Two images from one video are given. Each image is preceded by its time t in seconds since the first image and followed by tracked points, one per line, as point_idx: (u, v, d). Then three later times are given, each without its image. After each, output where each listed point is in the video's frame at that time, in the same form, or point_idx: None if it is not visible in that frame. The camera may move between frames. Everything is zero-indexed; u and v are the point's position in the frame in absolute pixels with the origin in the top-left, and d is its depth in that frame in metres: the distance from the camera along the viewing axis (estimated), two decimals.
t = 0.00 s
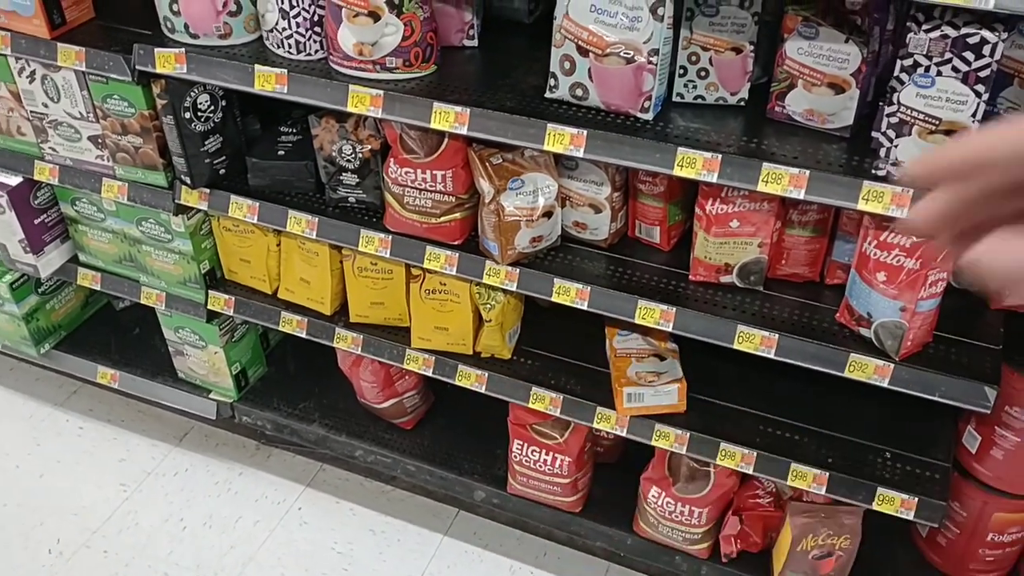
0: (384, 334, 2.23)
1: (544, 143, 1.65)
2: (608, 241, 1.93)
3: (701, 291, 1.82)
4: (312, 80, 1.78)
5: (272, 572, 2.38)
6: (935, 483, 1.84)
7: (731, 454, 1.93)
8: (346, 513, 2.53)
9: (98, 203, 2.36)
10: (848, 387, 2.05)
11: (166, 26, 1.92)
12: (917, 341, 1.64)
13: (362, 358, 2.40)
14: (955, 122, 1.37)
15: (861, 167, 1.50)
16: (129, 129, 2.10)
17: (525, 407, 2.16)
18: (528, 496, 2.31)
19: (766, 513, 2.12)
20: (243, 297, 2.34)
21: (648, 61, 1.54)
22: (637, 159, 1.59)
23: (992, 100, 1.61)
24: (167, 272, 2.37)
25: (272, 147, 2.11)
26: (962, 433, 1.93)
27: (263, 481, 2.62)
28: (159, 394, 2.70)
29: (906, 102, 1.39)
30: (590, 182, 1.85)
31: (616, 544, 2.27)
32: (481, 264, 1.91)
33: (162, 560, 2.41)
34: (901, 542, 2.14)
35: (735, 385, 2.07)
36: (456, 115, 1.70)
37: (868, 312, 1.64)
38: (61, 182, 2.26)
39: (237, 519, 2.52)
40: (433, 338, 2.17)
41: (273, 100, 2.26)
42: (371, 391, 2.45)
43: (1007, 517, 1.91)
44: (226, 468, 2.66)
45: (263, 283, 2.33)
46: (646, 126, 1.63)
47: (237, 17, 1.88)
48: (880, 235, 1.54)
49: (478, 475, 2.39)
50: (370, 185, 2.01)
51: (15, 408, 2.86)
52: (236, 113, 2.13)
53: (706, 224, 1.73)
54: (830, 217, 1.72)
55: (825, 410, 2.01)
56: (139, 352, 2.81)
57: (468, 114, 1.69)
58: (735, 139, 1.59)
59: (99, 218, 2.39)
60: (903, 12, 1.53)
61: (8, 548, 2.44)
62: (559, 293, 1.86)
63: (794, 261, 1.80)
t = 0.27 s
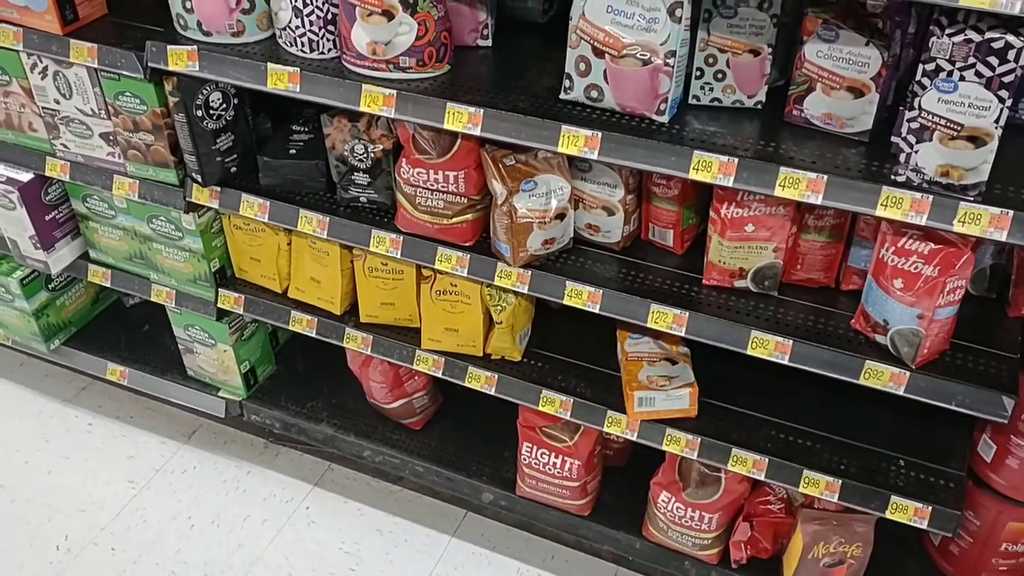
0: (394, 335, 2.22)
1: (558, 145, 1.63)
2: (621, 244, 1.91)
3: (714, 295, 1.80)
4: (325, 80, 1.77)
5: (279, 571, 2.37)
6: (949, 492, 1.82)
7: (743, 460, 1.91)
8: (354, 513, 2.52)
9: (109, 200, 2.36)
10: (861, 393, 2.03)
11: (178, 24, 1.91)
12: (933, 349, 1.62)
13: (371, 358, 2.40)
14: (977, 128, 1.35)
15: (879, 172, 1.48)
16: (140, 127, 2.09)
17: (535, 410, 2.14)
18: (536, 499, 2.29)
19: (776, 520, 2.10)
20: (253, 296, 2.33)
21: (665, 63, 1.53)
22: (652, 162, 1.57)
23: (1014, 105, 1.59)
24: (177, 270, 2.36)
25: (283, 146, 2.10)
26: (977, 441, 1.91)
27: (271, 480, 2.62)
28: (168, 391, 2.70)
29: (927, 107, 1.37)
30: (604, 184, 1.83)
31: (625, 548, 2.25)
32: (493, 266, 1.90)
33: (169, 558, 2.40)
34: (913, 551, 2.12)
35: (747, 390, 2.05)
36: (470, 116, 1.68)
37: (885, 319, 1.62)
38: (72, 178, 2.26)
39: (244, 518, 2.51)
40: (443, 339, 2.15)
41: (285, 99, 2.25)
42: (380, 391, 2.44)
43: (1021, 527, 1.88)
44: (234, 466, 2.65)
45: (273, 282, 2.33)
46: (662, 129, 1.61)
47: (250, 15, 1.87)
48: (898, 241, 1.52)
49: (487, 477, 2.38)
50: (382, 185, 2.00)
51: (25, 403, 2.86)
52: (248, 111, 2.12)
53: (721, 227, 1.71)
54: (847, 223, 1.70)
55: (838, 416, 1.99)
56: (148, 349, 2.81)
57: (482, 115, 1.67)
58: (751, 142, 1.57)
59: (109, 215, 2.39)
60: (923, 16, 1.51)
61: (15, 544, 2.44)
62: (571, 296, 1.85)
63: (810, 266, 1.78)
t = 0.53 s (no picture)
0: (390, 341, 2.20)
1: (554, 150, 1.61)
2: (618, 249, 1.89)
3: (713, 300, 1.78)
4: (318, 84, 1.75)
5: None
6: (951, 499, 1.80)
7: (743, 466, 1.89)
8: (352, 520, 2.50)
9: (102, 206, 2.34)
10: (862, 398, 2.01)
11: (170, 28, 1.89)
12: (935, 355, 1.60)
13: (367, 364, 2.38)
14: (977, 132, 1.33)
15: (879, 177, 1.46)
16: (133, 132, 2.07)
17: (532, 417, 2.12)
18: (535, 505, 2.27)
19: (777, 526, 2.08)
20: (248, 302, 2.31)
21: (662, 67, 1.51)
22: (650, 166, 1.56)
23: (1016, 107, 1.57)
24: (171, 276, 2.34)
25: (277, 151, 2.08)
26: (979, 446, 1.88)
27: (268, 487, 2.60)
28: (163, 398, 2.68)
29: (927, 111, 1.35)
30: (601, 189, 1.81)
31: (624, 556, 2.23)
32: (489, 272, 1.88)
33: (165, 566, 2.38)
34: (914, 557, 2.10)
35: (747, 396, 2.03)
36: (464, 120, 1.66)
37: (885, 324, 1.60)
38: (65, 184, 2.24)
39: (241, 525, 2.49)
40: (440, 345, 2.13)
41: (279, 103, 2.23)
42: (376, 397, 2.42)
43: None
44: (230, 473, 2.63)
45: (268, 288, 2.31)
46: (659, 133, 1.59)
47: (243, 19, 1.85)
48: (898, 246, 1.50)
49: (485, 483, 2.36)
50: (377, 191, 1.98)
51: (20, 410, 2.84)
52: (241, 116, 2.10)
53: (719, 232, 1.69)
54: (847, 227, 1.68)
55: (839, 421, 1.97)
56: (143, 356, 2.79)
57: (477, 119, 1.65)
58: (749, 146, 1.55)
59: (103, 221, 2.37)
60: (922, 18, 1.49)
61: (10, 553, 2.42)
62: (568, 302, 1.83)
63: (809, 271, 1.76)
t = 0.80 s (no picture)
0: (385, 346, 2.18)
1: (545, 152, 1.59)
2: (613, 249, 1.87)
3: (709, 300, 1.76)
4: (305, 90, 1.73)
5: None
6: (953, 495, 1.78)
7: (742, 466, 1.88)
8: (351, 527, 2.48)
9: (92, 217, 2.32)
10: (860, 394, 2.00)
11: (154, 36, 1.87)
12: (933, 351, 1.59)
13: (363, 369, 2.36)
14: (972, 126, 1.32)
15: (873, 172, 1.45)
16: (120, 142, 2.05)
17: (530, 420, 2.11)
18: (534, 509, 2.26)
19: (779, 525, 2.07)
20: (240, 310, 2.28)
21: (651, 66, 1.49)
22: (642, 167, 1.54)
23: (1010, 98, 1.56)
24: (163, 285, 2.32)
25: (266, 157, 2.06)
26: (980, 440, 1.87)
27: (265, 495, 2.57)
28: (158, 408, 2.66)
29: (920, 106, 1.33)
30: (594, 189, 1.80)
31: (626, 558, 2.22)
32: (482, 275, 1.86)
33: None
34: (918, 554, 2.08)
35: (745, 394, 2.02)
36: (454, 123, 1.64)
37: (883, 321, 1.59)
38: (54, 196, 2.22)
39: (240, 535, 2.48)
40: (435, 350, 2.12)
41: (267, 110, 2.21)
42: (372, 404, 2.40)
43: None
44: (228, 482, 2.61)
45: (260, 295, 2.29)
46: (650, 132, 1.57)
47: (228, 26, 1.83)
48: (894, 242, 1.49)
49: (484, 488, 2.34)
50: (367, 196, 1.97)
51: (14, 424, 2.82)
52: (229, 123, 2.08)
53: (713, 231, 1.67)
54: (842, 223, 1.67)
55: (838, 418, 1.95)
56: (137, 366, 2.77)
57: (466, 122, 1.64)
58: (741, 144, 1.54)
59: (93, 232, 2.35)
60: (914, 11, 1.47)
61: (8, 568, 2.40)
62: (562, 304, 1.81)
63: (805, 268, 1.74)
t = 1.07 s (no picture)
0: (349, 350, 2.14)
1: (505, 148, 1.56)
2: (577, 244, 1.85)
3: (675, 292, 1.74)
4: (255, 92, 1.68)
5: None
6: (924, 477, 1.79)
7: (715, 456, 1.87)
8: (322, 535, 2.38)
9: (40, 228, 2.24)
10: (828, 379, 2.00)
11: (96, 41, 1.80)
12: (900, 336, 1.59)
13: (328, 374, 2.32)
14: (932, 110, 1.31)
15: (834, 159, 1.43)
16: (66, 151, 1.98)
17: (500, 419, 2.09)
18: (508, 508, 2.24)
19: (752, 513, 2.07)
20: (199, 319, 2.24)
21: (609, 58, 1.47)
22: (604, 160, 1.51)
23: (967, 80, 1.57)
24: (117, 297, 2.26)
25: (219, 161, 2.00)
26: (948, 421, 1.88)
27: (233, 505, 2.47)
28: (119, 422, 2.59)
29: (880, 91, 1.32)
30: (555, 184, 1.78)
31: (602, 552, 2.21)
32: (446, 275, 1.82)
33: None
34: (890, 535, 2.09)
35: (714, 385, 2.01)
36: (410, 122, 1.61)
37: (849, 307, 1.58)
38: None
39: (208, 547, 2.38)
40: (401, 352, 2.08)
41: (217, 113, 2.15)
42: (339, 409, 2.36)
43: (996, 505, 1.87)
44: (194, 493, 2.51)
45: (219, 303, 2.23)
46: (611, 125, 1.55)
47: (173, 28, 1.77)
48: (858, 227, 1.49)
49: (457, 489, 2.32)
50: (324, 198, 1.93)
51: None
52: (179, 128, 2.03)
53: (678, 223, 1.66)
54: (804, 211, 1.67)
55: (808, 404, 1.95)
56: (95, 379, 2.69)
57: (423, 119, 1.60)
58: (701, 135, 1.52)
59: (42, 244, 2.27)
60: None
61: None
62: (528, 302, 1.79)
63: (769, 257, 1.73)
